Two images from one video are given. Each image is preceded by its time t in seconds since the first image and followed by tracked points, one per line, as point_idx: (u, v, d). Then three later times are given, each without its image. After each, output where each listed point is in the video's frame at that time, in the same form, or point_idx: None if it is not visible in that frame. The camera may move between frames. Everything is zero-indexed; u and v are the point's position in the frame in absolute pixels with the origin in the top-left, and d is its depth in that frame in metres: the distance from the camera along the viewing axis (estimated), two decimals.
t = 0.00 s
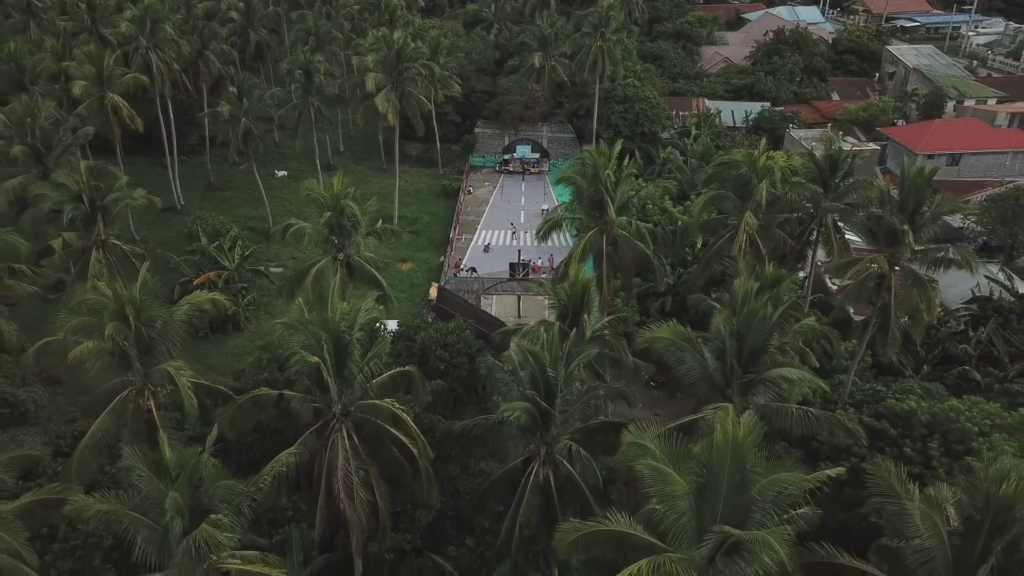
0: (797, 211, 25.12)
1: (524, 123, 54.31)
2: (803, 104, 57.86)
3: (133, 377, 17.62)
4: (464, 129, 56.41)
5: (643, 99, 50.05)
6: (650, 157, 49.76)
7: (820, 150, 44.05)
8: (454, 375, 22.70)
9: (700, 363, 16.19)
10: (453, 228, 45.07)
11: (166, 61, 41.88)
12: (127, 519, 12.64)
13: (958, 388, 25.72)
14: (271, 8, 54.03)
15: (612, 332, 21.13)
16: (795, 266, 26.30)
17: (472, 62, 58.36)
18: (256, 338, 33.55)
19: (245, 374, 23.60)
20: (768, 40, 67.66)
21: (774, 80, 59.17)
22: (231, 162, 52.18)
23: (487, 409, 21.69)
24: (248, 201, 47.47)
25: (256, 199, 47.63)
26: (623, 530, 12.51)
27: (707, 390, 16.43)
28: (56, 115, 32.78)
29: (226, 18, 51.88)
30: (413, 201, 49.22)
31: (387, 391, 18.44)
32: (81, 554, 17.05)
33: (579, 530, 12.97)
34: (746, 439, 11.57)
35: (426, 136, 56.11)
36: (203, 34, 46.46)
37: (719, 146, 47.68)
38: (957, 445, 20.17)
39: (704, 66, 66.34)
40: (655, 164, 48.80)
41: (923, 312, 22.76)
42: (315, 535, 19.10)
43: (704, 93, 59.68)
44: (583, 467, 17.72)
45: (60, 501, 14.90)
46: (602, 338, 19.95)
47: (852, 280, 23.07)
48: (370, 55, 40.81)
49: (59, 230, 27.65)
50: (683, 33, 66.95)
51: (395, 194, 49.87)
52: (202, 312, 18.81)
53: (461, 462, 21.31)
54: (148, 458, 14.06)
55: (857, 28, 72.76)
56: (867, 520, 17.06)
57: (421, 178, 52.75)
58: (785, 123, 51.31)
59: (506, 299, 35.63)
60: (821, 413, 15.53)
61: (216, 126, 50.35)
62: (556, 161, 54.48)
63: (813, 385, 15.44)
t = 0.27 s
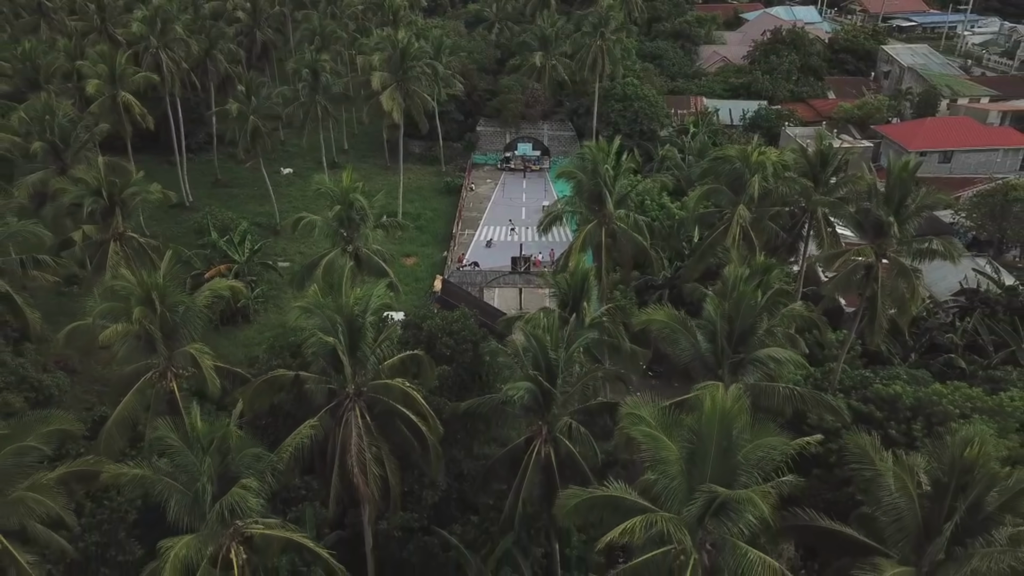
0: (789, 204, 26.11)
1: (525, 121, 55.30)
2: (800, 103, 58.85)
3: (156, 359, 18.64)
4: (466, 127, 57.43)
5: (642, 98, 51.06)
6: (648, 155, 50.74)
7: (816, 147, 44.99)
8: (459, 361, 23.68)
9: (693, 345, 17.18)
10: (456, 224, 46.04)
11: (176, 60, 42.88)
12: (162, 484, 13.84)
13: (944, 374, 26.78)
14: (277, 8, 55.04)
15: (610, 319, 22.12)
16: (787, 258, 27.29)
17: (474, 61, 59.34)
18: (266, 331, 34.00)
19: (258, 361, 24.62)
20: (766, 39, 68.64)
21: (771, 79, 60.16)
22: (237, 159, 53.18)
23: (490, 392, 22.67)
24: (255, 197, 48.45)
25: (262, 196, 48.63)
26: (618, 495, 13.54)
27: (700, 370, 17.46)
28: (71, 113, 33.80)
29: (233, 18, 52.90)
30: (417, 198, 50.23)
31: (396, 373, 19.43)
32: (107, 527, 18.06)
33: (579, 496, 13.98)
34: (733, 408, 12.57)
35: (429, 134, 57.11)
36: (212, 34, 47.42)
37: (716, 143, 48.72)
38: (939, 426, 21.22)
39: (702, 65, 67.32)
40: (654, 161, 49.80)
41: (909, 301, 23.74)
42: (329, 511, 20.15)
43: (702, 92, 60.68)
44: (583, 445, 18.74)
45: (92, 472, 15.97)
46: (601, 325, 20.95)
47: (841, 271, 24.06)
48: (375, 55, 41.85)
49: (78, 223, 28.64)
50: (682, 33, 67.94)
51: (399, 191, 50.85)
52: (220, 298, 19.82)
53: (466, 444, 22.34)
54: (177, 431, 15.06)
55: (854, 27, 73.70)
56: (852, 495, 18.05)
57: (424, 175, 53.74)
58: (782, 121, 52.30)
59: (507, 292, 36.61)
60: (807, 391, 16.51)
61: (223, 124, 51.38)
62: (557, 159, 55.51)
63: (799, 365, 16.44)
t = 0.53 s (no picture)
0: (780, 202, 27.23)
1: (526, 122, 56.36)
2: (795, 103, 59.93)
3: (178, 348, 19.74)
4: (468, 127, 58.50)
5: (640, 99, 52.15)
6: (647, 154, 51.83)
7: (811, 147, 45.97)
8: (464, 352, 24.75)
9: (685, 334, 18.24)
10: (458, 222, 47.07)
11: (185, 62, 43.95)
12: (191, 460, 15.10)
13: (929, 366, 27.87)
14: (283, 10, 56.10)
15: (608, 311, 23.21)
16: (778, 254, 28.37)
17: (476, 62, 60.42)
18: (274, 327, 34.28)
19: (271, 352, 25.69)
20: (762, 41, 69.69)
21: (767, 80, 61.23)
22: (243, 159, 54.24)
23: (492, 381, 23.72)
24: (261, 196, 49.50)
25: (268, 195, 49.68)
26: (615, 470, 14.62)
27: (692, 358, 18.54)
28: (87, 114, 34.85)
29: (240, 20, 53.97)
30: (419, 197, 51.32)
31: (405, 362, 20.52)
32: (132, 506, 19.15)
33: (578, 472, 15.08)
34: (720, 388, 13.66)
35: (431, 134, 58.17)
36: (219, 36, 48.52)
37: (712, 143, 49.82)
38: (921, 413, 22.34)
39: (699, 66, 68.40)
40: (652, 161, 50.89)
41: (894, 295, 24.83)
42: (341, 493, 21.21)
43: (699, 92, 61.74)
44: (581, 430, 19.83)
45: (122, 452, 17.10)
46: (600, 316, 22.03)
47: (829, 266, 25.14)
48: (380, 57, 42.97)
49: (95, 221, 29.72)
50: (680, 34, 68.97)
51: (402, 190, 51.91)
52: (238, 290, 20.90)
53: (470, 431, 23.42)
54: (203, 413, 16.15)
55: (850, 29, 74.73)
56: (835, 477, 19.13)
57: (426, 175, 54.83)
58: (777, 121, 53.36)
59: (508, 288, 37.64)
60: (792, 377, 17.60)
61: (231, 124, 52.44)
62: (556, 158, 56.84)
63: (784, 352, 17.53)
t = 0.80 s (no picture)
0: (770, 204, 28.43)
1: (526, 124, 57.49)
2: (791, 106, 61.04)
3: (198, 343, 20.92)
4: (470, 129, 59.63)
5: (638, 101, 53.28)
6: (645, 156, 52.98)
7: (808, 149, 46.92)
8: (468, 347, 25.91)
9: (677, 329, 19.42)
10: (460, 222, 48.16)
11: (195, 67, 45.08)
12: (217, 445, 16.35)
13: (913, 361, 29.05)
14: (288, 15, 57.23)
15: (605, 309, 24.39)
16: (769, 253, 29.54)
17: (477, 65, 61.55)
18: (283, 325, 35.05)
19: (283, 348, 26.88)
20: (758, 44, 70.85)
21: (763, 83, 62.39)
22: (250, 160, 55.38)
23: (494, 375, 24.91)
24: (267, 197, 50.66)
25: (275, 195, 50.84)
26: (610, 455, 15.81)
27: (684, 352, 19.72)
28: (102, 118, 35.99)
29: (247, 24, 55.11)
30: (422, 198, 52.49)
31: (412, 356, 21.70)
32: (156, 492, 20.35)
33: (576, 456, 16.27)
34: (707, 377, 14.84)
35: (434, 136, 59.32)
36: (226, 41, 49.68)
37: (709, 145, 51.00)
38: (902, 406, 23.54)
39: (697, 69, 69.57)
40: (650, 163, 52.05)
41: (879, 293, 25.99)
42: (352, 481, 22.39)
43: (697, 95, 62.88)
44: (580, 420, 21.01)
45: (149, 440, 18.30)
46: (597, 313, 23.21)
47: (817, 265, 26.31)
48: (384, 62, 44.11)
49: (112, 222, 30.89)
50: (678, 37, 70.10)
51: (405, 190, 53.06)
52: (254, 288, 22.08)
53: (474, 422, 24.60)
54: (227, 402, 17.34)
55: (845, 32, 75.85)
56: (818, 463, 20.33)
57: (429, 176, 56.00)
58: (773, 124, 54.50)
59: (509, 287, 38.77)
60: (777, 369, 18.77)
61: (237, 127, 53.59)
62: (557, 160, 57.65)
63: (769, 346, 18.71)
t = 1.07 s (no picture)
0: (761, 208, 29.67)
1: (527, 128, 58.75)
2: (786, 110, 62.26)
3: (217, 341, 22.14)
4: (471, 132, 60.88)
5: (636, 106, 54.52)
6: (643, 160, 54.25)
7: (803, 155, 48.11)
8: (471, 347, 27.16)
9: (669, 328, 20.73)
10: (462, 224, 49.29)
11: (204, 73, 46.30)
12: (241, 437, 17.61)
13: (898, 359, 30.30)
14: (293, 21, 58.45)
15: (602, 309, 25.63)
16: (761, 256, 30.78)
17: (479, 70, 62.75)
18: (292, 323, 36.02)
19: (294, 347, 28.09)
20: (754, 48, 72.04)
21: (759, 87, 63.64)
22: (256, 163, 56.56)
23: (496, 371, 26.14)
24: (273, 199, 51.84)
25: (281, 198, 52.04)
26: (605, 444, 17.09)
27: (676, 350, 20.97)
28: (116, 124, 37.16)
29: (253, 30, 56.31)
30: (425, 200, 53.74)
31: (420, 353, 22.93)
32: (177, 483, 21.67)
33: (574, 447, 17.53)
34: (695, 371, 16.09)
35: (436, 139, 60.62)
36: (234, 47, 50.90)
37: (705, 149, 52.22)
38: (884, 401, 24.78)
39: (694, 73, 70.79)
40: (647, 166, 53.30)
41: (864, 294, 27.24)
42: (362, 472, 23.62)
43: (694, 99, 64.13)
44: (578, 414, 22.24)
45: (174, 432, 19.52)
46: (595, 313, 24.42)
47: (805, 267, 27.59)
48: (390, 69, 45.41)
49: (128, 225, 32.10)
50: (675, 41, 71.34)
51: (408, 194, 54.28)
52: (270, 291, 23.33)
53: (477, 418, 25.75)
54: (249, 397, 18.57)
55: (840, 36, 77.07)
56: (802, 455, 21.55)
57: (431, 179, 57.27)
58: (768, 127, 55.73)
59: (510, 287, 39.94)
60: (763, 366, 20.02)
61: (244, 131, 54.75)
62: (557, 162, 58.60)
63: (755, 344, 19.93)
